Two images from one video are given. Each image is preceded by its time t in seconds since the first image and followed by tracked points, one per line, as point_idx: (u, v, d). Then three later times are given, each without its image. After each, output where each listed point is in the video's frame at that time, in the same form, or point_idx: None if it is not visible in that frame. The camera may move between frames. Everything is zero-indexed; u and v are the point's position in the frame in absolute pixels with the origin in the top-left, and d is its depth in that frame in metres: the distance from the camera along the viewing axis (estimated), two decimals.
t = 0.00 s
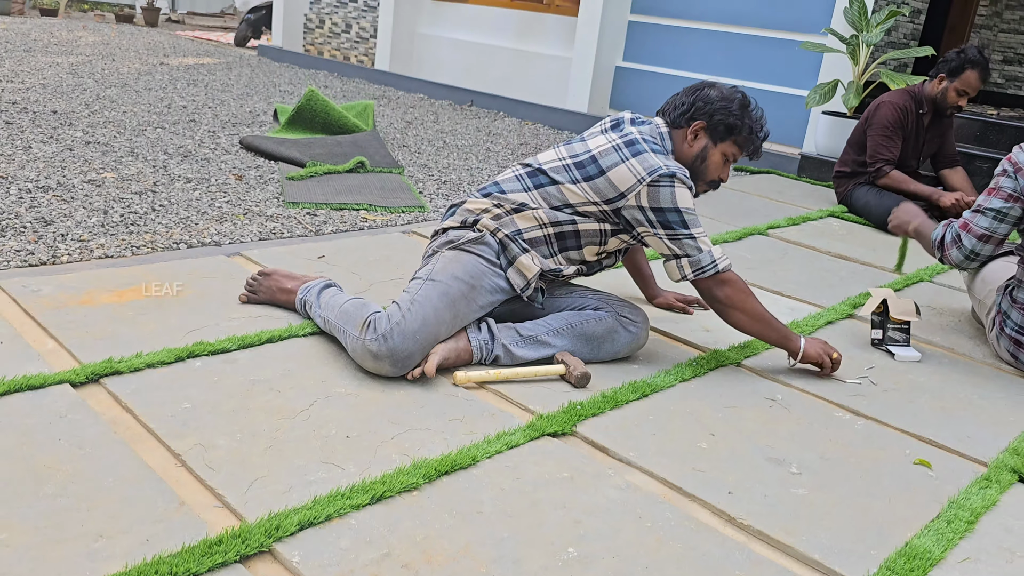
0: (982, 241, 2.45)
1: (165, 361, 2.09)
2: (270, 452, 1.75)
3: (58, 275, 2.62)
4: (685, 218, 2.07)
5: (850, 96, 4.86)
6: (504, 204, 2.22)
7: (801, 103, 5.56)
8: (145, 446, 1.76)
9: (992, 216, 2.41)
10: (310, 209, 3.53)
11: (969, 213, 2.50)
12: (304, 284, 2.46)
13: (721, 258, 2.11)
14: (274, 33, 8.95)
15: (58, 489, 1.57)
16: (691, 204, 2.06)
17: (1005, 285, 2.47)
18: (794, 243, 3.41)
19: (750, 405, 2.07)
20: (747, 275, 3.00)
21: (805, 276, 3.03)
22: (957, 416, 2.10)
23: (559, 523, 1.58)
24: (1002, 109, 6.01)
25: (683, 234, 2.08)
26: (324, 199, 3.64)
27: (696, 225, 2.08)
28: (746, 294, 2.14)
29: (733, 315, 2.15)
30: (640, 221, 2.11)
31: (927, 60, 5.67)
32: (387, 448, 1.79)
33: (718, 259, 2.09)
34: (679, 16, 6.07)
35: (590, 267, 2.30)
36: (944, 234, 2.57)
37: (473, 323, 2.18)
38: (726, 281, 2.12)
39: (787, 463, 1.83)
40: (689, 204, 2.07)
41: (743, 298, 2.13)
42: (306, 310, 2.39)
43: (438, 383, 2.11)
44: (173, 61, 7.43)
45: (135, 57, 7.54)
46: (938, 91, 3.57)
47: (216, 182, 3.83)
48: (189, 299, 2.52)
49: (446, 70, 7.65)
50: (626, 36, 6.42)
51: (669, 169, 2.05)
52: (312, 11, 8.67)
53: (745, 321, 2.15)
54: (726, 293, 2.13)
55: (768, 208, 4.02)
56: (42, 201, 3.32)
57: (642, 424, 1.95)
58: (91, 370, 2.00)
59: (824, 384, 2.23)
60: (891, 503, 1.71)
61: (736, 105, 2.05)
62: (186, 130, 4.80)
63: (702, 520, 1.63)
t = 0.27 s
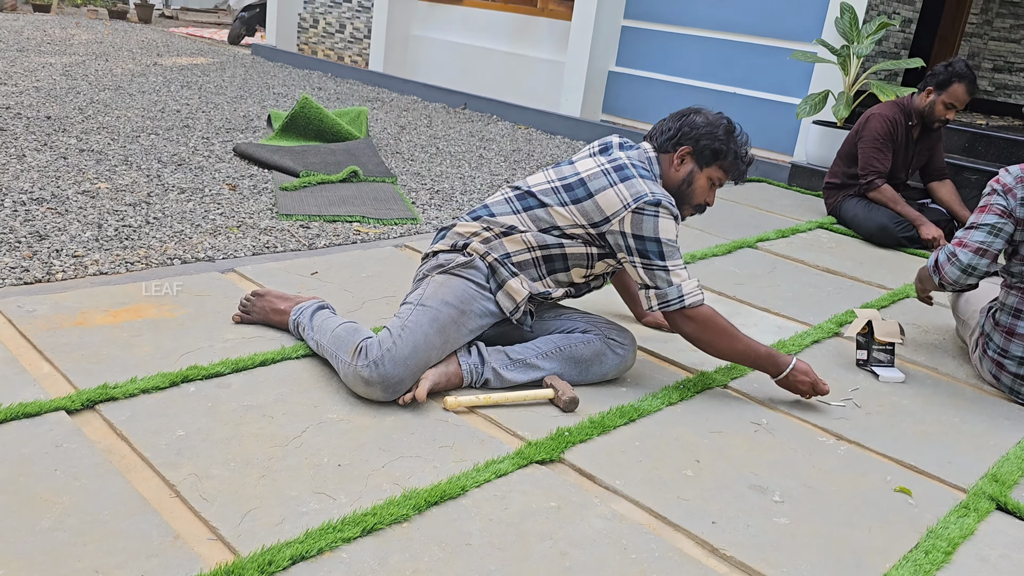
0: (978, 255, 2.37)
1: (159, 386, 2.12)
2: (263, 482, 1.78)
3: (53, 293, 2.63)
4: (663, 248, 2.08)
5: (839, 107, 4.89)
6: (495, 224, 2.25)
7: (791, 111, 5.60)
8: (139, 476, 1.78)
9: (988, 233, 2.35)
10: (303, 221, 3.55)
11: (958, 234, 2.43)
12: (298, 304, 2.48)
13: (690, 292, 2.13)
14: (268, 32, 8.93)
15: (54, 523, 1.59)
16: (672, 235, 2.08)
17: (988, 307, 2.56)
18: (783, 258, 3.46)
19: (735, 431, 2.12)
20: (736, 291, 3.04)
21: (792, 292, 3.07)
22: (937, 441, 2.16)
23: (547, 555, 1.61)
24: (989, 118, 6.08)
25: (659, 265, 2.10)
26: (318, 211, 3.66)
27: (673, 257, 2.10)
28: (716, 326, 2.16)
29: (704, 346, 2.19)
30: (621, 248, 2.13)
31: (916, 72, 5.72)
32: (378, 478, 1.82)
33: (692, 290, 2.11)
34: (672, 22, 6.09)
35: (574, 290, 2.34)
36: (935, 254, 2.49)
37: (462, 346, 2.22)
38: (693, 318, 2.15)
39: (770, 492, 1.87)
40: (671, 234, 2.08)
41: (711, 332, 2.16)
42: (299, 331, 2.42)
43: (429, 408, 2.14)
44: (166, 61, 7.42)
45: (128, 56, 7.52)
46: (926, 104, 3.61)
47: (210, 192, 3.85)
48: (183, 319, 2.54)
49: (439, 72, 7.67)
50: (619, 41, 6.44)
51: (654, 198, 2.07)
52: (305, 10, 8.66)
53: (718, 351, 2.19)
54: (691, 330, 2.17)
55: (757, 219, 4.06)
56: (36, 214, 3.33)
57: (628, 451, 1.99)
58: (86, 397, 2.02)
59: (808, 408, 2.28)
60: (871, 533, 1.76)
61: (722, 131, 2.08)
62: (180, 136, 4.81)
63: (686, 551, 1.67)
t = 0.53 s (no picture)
0: (970, 254, 2.39)
1: (158, 388, 2.13)
2: (262, 484, 1.80)
3: (51, 293, 2.64)
4: (674, 247, 2.09)
5: (836, 103, 4.90)
6: (496, 228, 2.25)
7: (788, 106, 5.60)
8: (139, 479, 1.79)
9: (977, 233, 2.37)
10: (301, 218, 3.56)
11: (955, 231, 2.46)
12: (297, 304, 2.49)
13: (709, 285, 2.13)
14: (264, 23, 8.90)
15: (55, 526, 1.60)
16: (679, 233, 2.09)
17: (982, 307, 2.59)
18: (780, 255, 3.47)
19: (731, 431, 2.14)
20: (732, 289, 3.05)
21: (788, 289, 3.09)
22: (931, 441, 2.19)
23: (544, 558, 1.63)
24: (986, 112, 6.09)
25: (673, 262, 2.10)
26: (315, 208, 3.66)
27: (686, 254, 2.11)
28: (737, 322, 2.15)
29: (723, 342, 2.18)
30: (631, 250, 2.13)
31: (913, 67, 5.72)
32: (376, 479, 1.84)
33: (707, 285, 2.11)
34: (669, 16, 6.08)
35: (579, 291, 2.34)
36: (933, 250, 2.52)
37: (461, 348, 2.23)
38: (713, 311, 2.14)
39: (766, 493, 1.89)
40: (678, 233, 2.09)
41: (730, 327, 2.15)
42: (297, 331, 2.43)
43: (427, 408, 2.15)
44: (162, 54, 7.39)
45: (124, 49, 7.49)
46: (924, 102, 3.61)
47: (208, 189, 3.85)
48: (182, 319, 2.55)
49: (436, 65, 7.67)
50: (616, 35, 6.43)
51: (660, 199, 2.08)
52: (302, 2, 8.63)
53: (735, 348, 2.18)
54: (711, 325, 2.16)
55: (754, 215, 4.07)
56: (33, 211, 3.33)
57: (625, 451, 2.01)
58: (86, 399, 2.03)
59: (803, 407, 2.30)
60: (865, 533, 1.78)
61: (721, 136, 2.08)
62: (177, 131, 4.80)
63: (682, 552, 1.69)
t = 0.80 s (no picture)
0: (941, 252, 2.47)
1: (156, 387, 2.13)
2: (261, 483, 1.81)
3: (48, 292, 2.64)
4: (675, 244, 2.09)
5: (831, 95, 4.90)
6: (496, 226, 2.26)
7: (784, 98, 5.60)
8: (138, 478, 1.81)
9: (954, 231, 2.44)
10: (297, 214, 3.56)
11: (933, 226, 2.54)
12: (294, 301, 2.50)
13: (711, 279, 2.13)
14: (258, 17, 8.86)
15: (55, 527, 1.61)
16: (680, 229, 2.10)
17: (977, 300, 2.61)
18: (775, 248, 3.48)
19: (726, 426, 2.16)
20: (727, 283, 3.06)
21: (783, 283, 3.10)
22: (924, 435, 2.21)
23: (540, 554, 1.64)
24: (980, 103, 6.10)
25: (674, 259, 2.11)
26: (311, 203, 3.67)
27: (686, 250, 2.12)
28: (744, 316, 2.16)
29: (729, 337, 2.18)
30: (632, 249, 2.14)
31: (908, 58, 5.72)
32: (374, 477, 1.85)
33: (709, 280, 2.12)
34: (664, 8, 6.08)
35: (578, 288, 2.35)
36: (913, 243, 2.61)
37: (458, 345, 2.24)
38: (721, 305, 2.15)
39: (760, 487, 1.91)
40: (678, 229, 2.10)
41: (738, 322, 2.16)
42: (294, 329, 2.44)
43: (423, 406, 2.16)
44: (156, 48, 7.36)
45: (117, 43, 7.46)
46: (918, 94, 3.62)
47: (203, 185, 3.84)
48: (179, 317, 2.56)
49: (431, 57, 7.65)
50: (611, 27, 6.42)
51: (660, 198, 2.08)
52: None
53: (740, 343, 2.18)
54: (720, 319, 2.16)
55: (750, 208, 4.08)
56: (28, 209, 3.33)
57: (621, 447, 2.02)
58: (84, 399, 2.04)
59: (797, 401, 2.32)
60: (858, 527, 1.80)
61: (719, 137, 2.09)
62: (172, 127, 4.80)
63: (677, 547, 1.70)
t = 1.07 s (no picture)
0: (920, 226, 2.72)
1: (156, 380, 2.14)
2: (263, 472, 1.82)
3: (46, 288, 2.65)
4: (671, 228, 2.12)
5: (825, 83, 4.91)
6: (492, 216, 2.27)
7: (777, 87, 5.61)
8: (140, 470, 1.81)
9: (932, 209, 2.66)
10: (293, 208, 3.57)
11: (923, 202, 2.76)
12: (291, 294, 2.51)
13: (709, 262, 2.15)
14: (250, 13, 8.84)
15: (60, 519, 1.62)
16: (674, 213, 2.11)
17: (972, 282, 2.62)
18: (770, 235, 3.50)
19: (724, 411, 2.17)
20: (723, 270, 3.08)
21: (779, 270, 3.12)
22: (921, 417, 2.23)
23: (541, 538, 1.66)
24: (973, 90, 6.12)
25: (670, 243, 2.12)
26: (307, 197, 3.67)
27: (682, 233, 2.13)
28: (742, 297, 2.17)
29: (728, 318, 2.19)
30: (627, 234, 2.16)
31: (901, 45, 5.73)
32: (375, 465, 1.86)
33: (706, 264, 2.13)
34: None
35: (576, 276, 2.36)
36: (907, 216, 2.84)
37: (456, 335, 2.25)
38: (719, 286, 2.16)
39: (759, 470, 1.92)
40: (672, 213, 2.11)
41: (736, 302, 2.17)
42: (292, 321, 2.44)
43: (423, 395, 2.17)
44: (149, 44, 7.34)
45: (110, 41, 7.44)
46: (911, 81, 3.64)
47: (199, 181, 3.84)
48: (178, 311, 2.56)
49: (425, 51, 7.64)
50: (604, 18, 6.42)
51: (653, 182, 2.10)
52: None
53: (739, 324, 2.19)
54: (719, 300, 2.17)
55: (745, 196, 4.09)
56: (24, 207, 3.33)
57: (620, 432, 2.04)
58: (85, 393, 2.04)
59: (795, 386, 2.34)
60: (856, 508, 1.82)
61: (711, 121, 2.10)
62: (166, 123, 4.79)
63: (677, 530, 1.72)
